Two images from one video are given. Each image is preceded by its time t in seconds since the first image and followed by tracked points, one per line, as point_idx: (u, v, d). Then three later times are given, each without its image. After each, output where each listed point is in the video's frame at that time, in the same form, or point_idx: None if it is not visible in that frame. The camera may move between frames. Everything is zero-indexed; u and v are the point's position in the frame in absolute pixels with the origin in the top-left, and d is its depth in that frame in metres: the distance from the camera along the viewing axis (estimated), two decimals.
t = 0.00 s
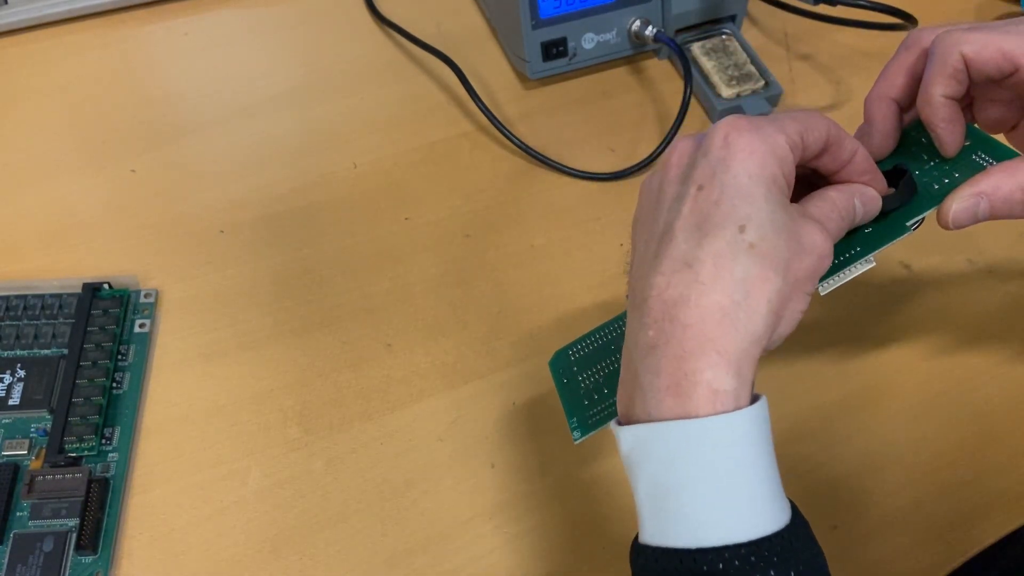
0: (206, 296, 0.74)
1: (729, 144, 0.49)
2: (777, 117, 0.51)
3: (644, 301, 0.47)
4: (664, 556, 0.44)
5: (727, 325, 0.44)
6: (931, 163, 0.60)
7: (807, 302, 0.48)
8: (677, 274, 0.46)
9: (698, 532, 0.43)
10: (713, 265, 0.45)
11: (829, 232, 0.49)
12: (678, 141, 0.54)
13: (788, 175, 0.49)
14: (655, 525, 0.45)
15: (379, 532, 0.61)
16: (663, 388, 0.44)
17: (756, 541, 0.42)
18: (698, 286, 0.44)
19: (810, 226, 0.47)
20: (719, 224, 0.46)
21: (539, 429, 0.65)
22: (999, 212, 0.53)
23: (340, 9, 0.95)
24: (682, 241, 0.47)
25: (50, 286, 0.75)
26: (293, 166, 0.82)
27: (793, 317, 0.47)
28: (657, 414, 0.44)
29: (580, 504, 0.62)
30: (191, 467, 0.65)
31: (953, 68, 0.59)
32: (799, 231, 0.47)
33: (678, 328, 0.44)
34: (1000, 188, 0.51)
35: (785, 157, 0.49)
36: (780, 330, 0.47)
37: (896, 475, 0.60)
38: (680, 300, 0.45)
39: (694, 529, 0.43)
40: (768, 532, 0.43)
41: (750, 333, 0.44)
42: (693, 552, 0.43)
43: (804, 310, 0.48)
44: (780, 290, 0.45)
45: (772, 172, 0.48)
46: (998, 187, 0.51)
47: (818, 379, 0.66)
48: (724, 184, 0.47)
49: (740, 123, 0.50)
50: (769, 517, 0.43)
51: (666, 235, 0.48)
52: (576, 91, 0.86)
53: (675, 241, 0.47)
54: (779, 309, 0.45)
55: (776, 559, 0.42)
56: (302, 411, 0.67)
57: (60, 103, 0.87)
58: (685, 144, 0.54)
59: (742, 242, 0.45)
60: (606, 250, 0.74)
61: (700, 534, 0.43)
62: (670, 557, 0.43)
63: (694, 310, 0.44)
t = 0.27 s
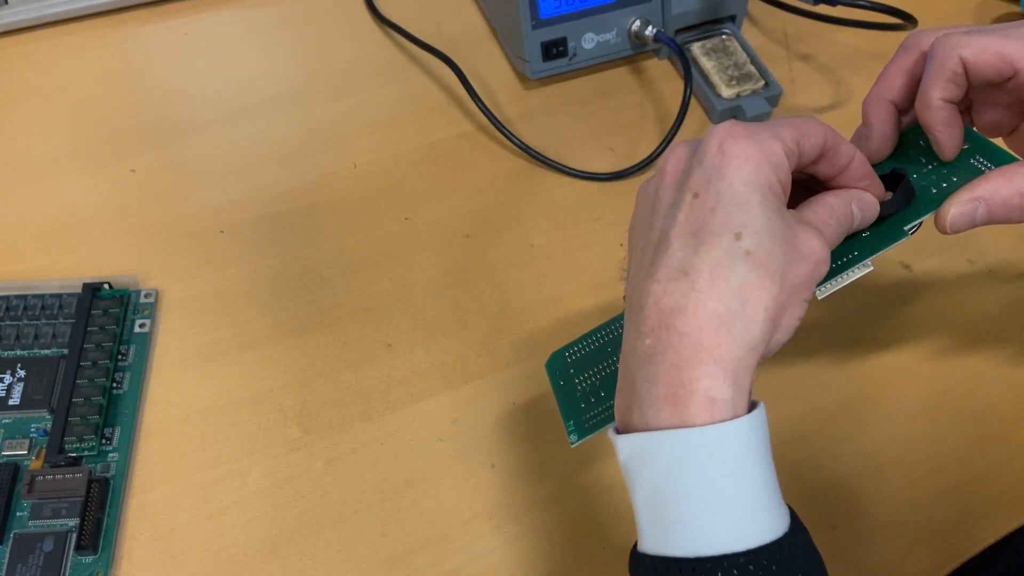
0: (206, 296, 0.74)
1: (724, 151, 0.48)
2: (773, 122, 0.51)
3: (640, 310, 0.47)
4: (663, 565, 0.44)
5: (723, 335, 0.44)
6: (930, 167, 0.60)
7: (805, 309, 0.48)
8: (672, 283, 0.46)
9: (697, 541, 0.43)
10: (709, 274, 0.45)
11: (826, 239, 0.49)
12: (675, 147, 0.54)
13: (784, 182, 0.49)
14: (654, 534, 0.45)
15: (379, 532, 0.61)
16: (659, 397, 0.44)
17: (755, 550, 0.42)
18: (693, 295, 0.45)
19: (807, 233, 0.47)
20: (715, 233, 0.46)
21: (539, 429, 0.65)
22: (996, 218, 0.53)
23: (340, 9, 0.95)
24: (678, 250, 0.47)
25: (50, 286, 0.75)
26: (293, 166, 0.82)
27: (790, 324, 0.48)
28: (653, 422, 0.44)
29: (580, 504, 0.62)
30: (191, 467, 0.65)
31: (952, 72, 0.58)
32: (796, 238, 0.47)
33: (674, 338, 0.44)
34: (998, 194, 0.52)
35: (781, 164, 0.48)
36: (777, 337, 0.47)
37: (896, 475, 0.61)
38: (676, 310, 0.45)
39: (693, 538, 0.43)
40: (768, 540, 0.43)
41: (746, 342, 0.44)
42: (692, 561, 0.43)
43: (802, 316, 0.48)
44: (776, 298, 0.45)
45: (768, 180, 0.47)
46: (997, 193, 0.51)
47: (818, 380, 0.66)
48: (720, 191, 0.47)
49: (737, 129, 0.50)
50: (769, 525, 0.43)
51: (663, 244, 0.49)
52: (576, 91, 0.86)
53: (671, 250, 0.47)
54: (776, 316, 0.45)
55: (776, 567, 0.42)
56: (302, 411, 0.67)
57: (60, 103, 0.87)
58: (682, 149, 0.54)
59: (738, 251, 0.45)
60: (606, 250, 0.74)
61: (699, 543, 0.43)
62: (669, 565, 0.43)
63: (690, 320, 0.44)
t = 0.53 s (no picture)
0: (206, 296, 0.74)
1: (728, 158, 0.48)
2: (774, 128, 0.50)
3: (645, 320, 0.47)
4: None
5: (731, 345, 0.44)
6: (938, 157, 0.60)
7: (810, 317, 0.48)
8: (679, 293, 0.45)
9: (704, 555, 0.44)
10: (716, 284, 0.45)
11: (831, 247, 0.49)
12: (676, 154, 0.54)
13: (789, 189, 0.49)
14: (661, 545, 0.45)
15: (379, 532, 0.61)
16: (666, 408, 0.44)
17: (762, 563, 0.43)
18: (701, 306, 0.44)
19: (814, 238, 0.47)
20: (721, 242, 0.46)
21: (539, 429, 0.65)
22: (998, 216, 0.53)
23: (340, 9, 0.95)
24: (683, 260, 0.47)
25: (50, 286, 0.74)
26: (293, 166, 0.82)
27: (796, 333, 0.47)
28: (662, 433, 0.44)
29: (580, 504, 0.62)
30: (191, 467, 0.65)
31: (962, 67, 0.58)
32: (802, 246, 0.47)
33: (681, 348, 0.44)
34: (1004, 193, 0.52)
35: (785, 172, 0.48)
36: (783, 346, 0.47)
37: (896, 474, 0.61)
38: (683, 321, 0.44)
39: (701, 552, 0.44)
40: (775, 554, 0.43)
41: (754, 351, 0.44)
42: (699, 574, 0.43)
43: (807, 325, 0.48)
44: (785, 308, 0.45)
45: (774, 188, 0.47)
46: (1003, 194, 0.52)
47: (818, 379, 0.66)
48: (725, 200, 0.47)
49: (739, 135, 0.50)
50: (776, 538, 0.44)
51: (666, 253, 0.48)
52: (575, 91, 0.86)
53: (676, 259, 0.47)
54: (782, 326, 0.45)
55: None
56: (302, 411, 0.67)
57: (60, 104, 0.87)
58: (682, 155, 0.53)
59: (745, 261, 0.45)
60: (606, 250, 0.74)
61: (706, 556, 0.43)
62: None
63: (698, 330, 0.44)
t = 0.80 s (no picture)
0: (206, 296, 0.74)
1: (739, 165, 0.48)
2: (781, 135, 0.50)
3: (654, 331, 0.46)
4: None
5: (743, 357, 0.43)
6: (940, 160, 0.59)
7: (817, 325, 0.48)
8: (690, 304, 0.45)
9: (716, 564, 0.44)
10: (728, 296, 0.44)
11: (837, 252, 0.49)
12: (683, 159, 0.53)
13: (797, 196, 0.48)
14: (672, 554, 0.46)
15: (379, 532, 0.61)
16: (678, 420, 0.44)
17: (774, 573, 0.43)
18: (713, 318, 0.44)
19: (821, 251, 0.47)
20: (733, 253, 0.45)
21: (539, 429, 0.65)
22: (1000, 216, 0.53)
23: (340, 9, 0.95)
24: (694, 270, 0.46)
25: (50, 286, 0.75)
26: (293, 166, 0.82)
27: (803, 340, 0.48)
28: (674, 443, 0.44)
29: (580, 504, 0.62)
30: (191, 467, 0.65)
31: (965, 72, 0.59)
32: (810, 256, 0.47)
33: (693, 360, 0.44)
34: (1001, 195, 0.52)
35: (794, 178, 0.48)
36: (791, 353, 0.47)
37: (896, 474, 0.61)
38: (695, 332, 0.44)
39: (712, 561, 0.44)
40: (787, 563, 0.43)
41: (765, 363, 0.44)
42: None
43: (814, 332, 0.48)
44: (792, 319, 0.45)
45: (783, 196, 0.47)
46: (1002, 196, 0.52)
47: (818, 380, 0.66)
48: (735, 210, 0.47)
49: (749, 142, 0.49)
50: (787, 547, 0.44)
51: (676, 261, 0.48)
52: (575, 91, 0.86)
53: (686, 270, 0.46)
54: (792, 337, 0.45)
55: None
56: (302, 411, 0.67)
57: (60, 103, 0.87)
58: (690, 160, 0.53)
59: (756, 271, 0.44)
60: (607, 250, 0.74)
61: (718, 566, 0.44)
62: None
63: (711, 342, 0.43)
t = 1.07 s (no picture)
0: (206, 296, 0.74)
1: (736, 133, 0.39)
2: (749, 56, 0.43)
3: (668, 350, 0.42)
4: None
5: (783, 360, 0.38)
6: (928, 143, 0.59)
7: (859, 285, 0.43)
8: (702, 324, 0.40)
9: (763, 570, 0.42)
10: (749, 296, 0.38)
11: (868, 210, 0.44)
12: (668, 132, 0.42)
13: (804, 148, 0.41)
14: (710, 561, 0.43)
15: (379, 532, 0.61)
16: (724, 439, 0.40)
17: None
18: (739, 326, 0.38)
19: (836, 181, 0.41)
20: (751, 242, 0.38)
21: (539, 429, 0.65)
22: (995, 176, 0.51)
23: (340, 9, 0.95)
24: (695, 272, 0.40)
25: (50, 286, 0.75)
26: (293, 166, 0.82)
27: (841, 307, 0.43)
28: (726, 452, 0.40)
29: (581, 503, 0.62)
30: (191, 467, 0.65)
31: (935, 54, 0.58)
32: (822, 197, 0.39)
33: (727, 379, 0.39)
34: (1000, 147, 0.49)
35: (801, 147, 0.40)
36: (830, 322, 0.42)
37: (896, 473, 0.61)
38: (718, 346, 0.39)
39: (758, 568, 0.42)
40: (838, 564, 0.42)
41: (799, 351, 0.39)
42: None
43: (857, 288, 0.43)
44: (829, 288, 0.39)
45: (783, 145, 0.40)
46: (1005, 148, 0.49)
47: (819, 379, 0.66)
48: (742, 194, 0.38)
49: (735, 96, 0.41)
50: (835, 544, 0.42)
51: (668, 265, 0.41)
52: (575, 91, 0.86)
53: (692, 275, 0.40)
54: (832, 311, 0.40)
55: None
56: (302, 411, 0.67)
57: (60, 104, 0.87)
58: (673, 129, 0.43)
59: (786, 268, 0.38)
60: (607, 250, 0.74)
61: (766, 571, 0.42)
62: None
63: (735, 351, 0.39)
